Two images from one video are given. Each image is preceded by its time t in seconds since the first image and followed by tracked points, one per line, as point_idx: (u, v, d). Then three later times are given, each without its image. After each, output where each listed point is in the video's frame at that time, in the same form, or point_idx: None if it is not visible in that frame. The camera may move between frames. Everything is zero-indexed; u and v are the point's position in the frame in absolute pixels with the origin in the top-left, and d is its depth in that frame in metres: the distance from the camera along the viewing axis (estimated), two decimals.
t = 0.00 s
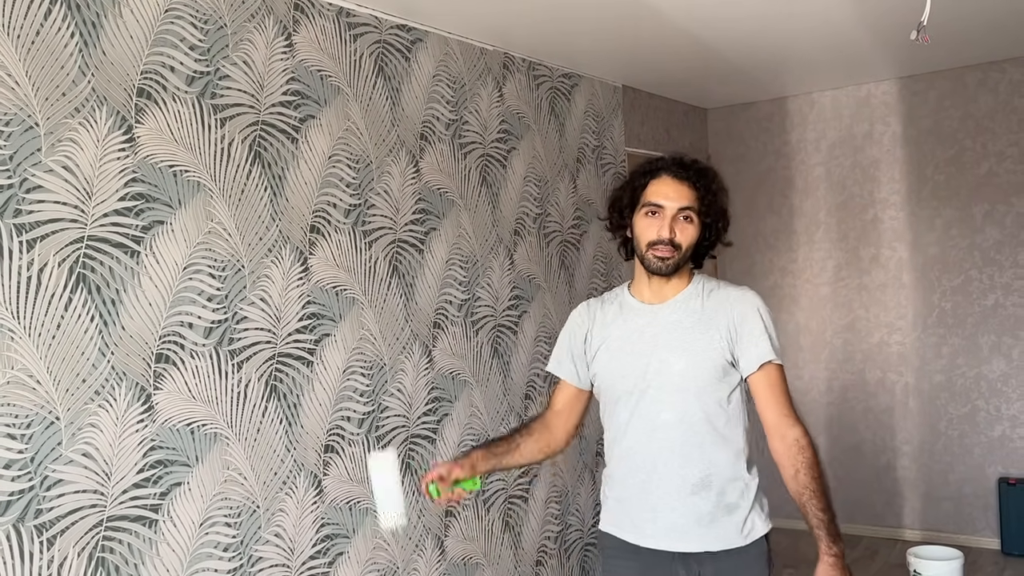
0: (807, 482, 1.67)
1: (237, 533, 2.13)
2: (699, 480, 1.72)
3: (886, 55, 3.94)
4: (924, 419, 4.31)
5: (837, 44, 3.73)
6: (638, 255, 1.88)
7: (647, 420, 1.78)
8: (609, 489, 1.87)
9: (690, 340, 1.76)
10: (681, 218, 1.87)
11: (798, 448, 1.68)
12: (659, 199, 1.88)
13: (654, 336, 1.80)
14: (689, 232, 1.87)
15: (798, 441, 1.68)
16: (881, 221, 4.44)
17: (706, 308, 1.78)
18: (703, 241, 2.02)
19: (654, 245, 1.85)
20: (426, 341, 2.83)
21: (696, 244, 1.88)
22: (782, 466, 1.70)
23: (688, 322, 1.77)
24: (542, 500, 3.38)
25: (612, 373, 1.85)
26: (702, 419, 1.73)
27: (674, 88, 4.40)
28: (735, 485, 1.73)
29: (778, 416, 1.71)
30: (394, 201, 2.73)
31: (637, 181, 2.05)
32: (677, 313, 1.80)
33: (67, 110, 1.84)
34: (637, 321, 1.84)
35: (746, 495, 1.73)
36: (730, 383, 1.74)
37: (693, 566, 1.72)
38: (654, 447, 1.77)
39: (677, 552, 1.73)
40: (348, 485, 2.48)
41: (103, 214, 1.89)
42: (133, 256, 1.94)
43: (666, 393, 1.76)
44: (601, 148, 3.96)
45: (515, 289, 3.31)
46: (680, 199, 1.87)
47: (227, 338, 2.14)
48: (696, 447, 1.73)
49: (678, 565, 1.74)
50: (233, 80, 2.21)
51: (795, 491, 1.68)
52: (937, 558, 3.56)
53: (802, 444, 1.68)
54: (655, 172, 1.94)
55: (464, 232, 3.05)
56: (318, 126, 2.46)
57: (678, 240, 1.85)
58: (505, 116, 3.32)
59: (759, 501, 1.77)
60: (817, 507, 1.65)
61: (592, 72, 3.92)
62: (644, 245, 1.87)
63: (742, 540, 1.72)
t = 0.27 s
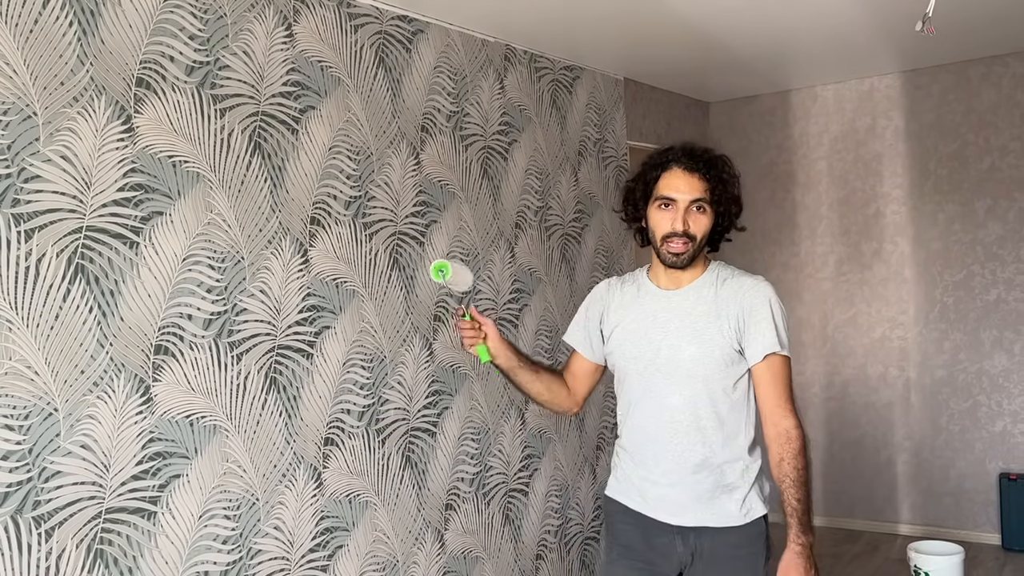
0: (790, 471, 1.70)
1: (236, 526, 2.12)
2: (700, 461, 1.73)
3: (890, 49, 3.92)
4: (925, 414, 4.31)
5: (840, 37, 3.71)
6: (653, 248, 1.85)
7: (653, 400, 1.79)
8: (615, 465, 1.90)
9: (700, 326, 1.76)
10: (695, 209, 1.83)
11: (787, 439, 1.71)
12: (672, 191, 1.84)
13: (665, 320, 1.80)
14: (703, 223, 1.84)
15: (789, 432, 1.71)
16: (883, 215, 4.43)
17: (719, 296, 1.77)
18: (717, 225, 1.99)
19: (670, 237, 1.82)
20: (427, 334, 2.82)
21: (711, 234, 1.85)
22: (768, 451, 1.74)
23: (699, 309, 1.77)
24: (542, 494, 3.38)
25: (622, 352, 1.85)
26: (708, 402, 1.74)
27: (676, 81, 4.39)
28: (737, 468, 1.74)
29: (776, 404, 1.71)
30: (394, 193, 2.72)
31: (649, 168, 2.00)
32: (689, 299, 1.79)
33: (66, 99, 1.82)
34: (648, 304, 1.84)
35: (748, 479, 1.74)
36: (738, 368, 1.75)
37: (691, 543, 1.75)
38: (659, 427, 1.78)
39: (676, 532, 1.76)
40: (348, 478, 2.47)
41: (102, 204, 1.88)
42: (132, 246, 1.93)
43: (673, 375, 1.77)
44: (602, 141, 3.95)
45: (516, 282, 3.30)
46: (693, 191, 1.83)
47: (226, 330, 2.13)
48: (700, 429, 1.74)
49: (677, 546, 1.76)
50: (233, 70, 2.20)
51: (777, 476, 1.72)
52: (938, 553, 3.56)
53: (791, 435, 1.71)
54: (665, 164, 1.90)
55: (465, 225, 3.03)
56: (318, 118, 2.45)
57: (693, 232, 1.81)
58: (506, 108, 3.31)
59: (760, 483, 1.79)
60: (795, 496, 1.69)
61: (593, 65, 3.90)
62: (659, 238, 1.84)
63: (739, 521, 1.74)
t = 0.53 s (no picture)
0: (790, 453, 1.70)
1: (239, 516, 2.11)
2: (698, 444, 1.76)
3: (902, 39, 3.88)
4: (934, 408, 4.29)
5: (852, 28, 3.66)
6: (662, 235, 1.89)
7: (656, 383, 1.82)
8: (619, 447, 1.93)
9: (706, 312, 1.78)
10: (702, 196, 1.87)
11: (788, 421, 1.72)
12: (680, 178, 1.88)
13: (672, 305, 1.83)
14: (710, 210, 1.87)
15: (790, 414, 1.72)
16: (893, 208, 4.40)
17: (725, 282, 1.79)
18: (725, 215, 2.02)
19: (680, 222, 1.85)
20: (432, 325, 2.80)
21: (718, 220, 1.88)
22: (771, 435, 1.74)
23: (704, 295, 1.80)
24: (548, 487, 3.36)
25: (631, 337, 1.89)
26: (710, 386, 1.76)
27: (684, 71, 4.35)
28: (734, 454, 1.76)
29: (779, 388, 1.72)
30: (400, 182, 2.69)
31: (657, 160, 2.04)
32: (696, 286, 1.82)
33: (68, 85, 1.80)
34: (655, 290, 1.87)
35: (744, 465, 1.76)
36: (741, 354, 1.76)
37: (685, 525, 1.78)
38: (661, 410, 1.81)
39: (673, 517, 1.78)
40: (353, 469, 2.45)
41: (105, 190, 1.85)
42: (135, 234, 1.91)
43: (677, 360, 1.80)
44: (610, 131, 3.92)
45: (522, 273, 3.27)
46: (700, 178, 1.87)
47: (230, 319, 2.11)
48: (700, 413, 1.77)
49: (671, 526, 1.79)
50: (237, 56, 2.17)
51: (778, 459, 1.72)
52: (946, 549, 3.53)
53: (792, 418, 1.72)
54: (675, 153, 1.94)
55: (471, 215, 3.01)
56: (323, 105, 2.42)
57: (700, 218, 1.85)
58: (513, 97, 3.28)
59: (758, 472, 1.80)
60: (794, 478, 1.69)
61: (602, 54, 3.86)
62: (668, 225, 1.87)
63: (733, 508, 1.75)
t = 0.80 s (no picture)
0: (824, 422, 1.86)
1: (245, 510, 2.10)
2: (692, 431, 1.97)
3: (921, 31, 3.82)
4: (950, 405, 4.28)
5: (871, 19, 3.61)
6: (651, 228, 2.11)
7: (655, 374, 2.03)
8: (618, 435, 2.12)
9: (703, 302, 1.99)
10: (684, 190, 2.11)
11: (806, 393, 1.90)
12: (662, 176, 2.13)
13: (669, 299, 2.04)
14: (693, 203, 2.11)
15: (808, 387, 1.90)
16: (909, 202, 4.36)
17: (717, 273, 2.00)
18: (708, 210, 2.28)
19: (664, 217, 2.10)
20: (441, 318, 2.78)
21: (701, 212, 2.12)
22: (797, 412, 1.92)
23: (699, 288, 2.01)
24: (557, 481, 3.33)
25: (630, 331, 2.10)
26: (703, 375, 1.98)
27: (698, 62, 4.30)
28: (724, 441, 1.98)
29: (789, 362, 1.93)
30: (409, 174, 2.66)
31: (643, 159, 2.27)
32: (692, 276, 2.03)
33: (73, 74, 1.78)
34: (653, 285, 2.08)
35: (734, 454, 1.98)
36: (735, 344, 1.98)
37: (678, 514, 2.00)
38: (659, 400, 2.02)
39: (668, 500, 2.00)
40: (360, 463, 2.43)
41: (109, 181, 1.83)
42: (140, 225, 1.89)
43: (674, 351, 2.01)
44: (622, 123, 3.88)
45: (532, 266, 3.24)
46: (681, 174, 2.11)
47: (236, 312, 2.09)
48: (695, 402, 1.98)
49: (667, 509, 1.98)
50: (245, 46, 2.15)
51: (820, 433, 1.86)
52: (961, 547, 3.49)
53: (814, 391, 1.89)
54: (654, 151, 2.18)
55: (481, 207, 2.98)
56: (331, 96, 2.39)
57: (684, 211, 2.09)
58: (524, 88, 3.24)
59: (743, 459, 2.02)
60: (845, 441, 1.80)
61: (614, 45, 3.82)
62: (654, 219, 2.11)
63: (722, 494, 1.97)
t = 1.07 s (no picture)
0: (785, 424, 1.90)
1: (246, 502, 2.09)
2: (676, 423, 2.01)
3: (941, 22, 3.75)
4: (967, 402, 4.22)
5: (890, 9, 3.54)
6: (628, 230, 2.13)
7: (637, 369, 2.07)
8: (606, 430, 2.16)
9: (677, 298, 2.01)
10: (656, 191, 2.11)
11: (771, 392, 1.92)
12: (634, 178, 2.13)
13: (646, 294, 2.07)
14: (666, 201, 2.11)
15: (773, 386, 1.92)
16: (928, 195, 4.29)
17: (691, 268, 2.02)
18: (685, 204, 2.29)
19: (640, 218, 2.10)
20: (447, 311, 2.76)
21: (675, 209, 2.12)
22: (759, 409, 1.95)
23: (674, 284, 2.03)
24: (565, 475, 3.31)
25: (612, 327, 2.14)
26: (683, 369, 2.01)
27: (714, 53, 4.24)
28: (708, 431, 2.01)
29: (756, 360, 1.94)
30: (415, 165, 2.64)
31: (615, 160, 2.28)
32: (667, 273, 2.05)
33: (71, 63, 1.77)
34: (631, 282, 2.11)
35: (717, 444, 2.01)
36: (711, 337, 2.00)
37: (665, 503, 2.03)
38: (641, 392, 2.06)
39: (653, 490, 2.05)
40: (363, 456, 2.42)
41: (109, 171, 1.83)
42: (140, 215, 1.88)
43: (652, 345, 2.04)
44: (635, 114, 3.84)
45: (541, 259, 3.22)
46: (650, 176, 2.11)
47: (238, 303, 2.08)
48: (676, 394, 2.01)
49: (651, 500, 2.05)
50: (247, 35, 2.13)
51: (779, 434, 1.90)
52: (977, 547, 3.42)
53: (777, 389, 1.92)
54: (624, 156, 2.19)
55: (489, 199, 2.95)
56: (336, 86, 2.37)
57: (657, 210, 2.09)
58: (534, 79, 3.21)
59: (729, 447, 2.06)
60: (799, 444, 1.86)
61: (627, 36, 3.77)
62: (629, 221, 2.12)
63: (710, 483, 2.00)
